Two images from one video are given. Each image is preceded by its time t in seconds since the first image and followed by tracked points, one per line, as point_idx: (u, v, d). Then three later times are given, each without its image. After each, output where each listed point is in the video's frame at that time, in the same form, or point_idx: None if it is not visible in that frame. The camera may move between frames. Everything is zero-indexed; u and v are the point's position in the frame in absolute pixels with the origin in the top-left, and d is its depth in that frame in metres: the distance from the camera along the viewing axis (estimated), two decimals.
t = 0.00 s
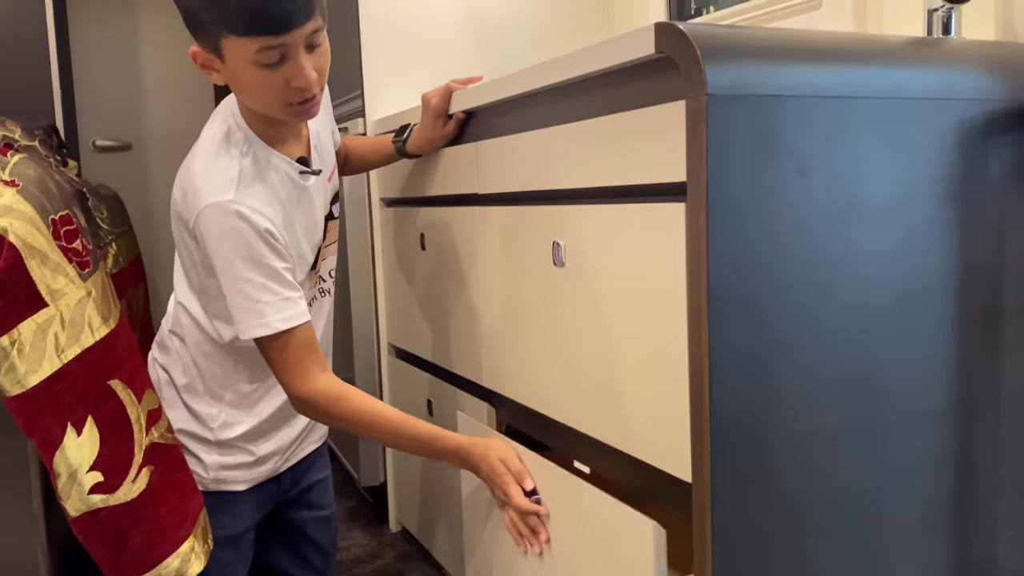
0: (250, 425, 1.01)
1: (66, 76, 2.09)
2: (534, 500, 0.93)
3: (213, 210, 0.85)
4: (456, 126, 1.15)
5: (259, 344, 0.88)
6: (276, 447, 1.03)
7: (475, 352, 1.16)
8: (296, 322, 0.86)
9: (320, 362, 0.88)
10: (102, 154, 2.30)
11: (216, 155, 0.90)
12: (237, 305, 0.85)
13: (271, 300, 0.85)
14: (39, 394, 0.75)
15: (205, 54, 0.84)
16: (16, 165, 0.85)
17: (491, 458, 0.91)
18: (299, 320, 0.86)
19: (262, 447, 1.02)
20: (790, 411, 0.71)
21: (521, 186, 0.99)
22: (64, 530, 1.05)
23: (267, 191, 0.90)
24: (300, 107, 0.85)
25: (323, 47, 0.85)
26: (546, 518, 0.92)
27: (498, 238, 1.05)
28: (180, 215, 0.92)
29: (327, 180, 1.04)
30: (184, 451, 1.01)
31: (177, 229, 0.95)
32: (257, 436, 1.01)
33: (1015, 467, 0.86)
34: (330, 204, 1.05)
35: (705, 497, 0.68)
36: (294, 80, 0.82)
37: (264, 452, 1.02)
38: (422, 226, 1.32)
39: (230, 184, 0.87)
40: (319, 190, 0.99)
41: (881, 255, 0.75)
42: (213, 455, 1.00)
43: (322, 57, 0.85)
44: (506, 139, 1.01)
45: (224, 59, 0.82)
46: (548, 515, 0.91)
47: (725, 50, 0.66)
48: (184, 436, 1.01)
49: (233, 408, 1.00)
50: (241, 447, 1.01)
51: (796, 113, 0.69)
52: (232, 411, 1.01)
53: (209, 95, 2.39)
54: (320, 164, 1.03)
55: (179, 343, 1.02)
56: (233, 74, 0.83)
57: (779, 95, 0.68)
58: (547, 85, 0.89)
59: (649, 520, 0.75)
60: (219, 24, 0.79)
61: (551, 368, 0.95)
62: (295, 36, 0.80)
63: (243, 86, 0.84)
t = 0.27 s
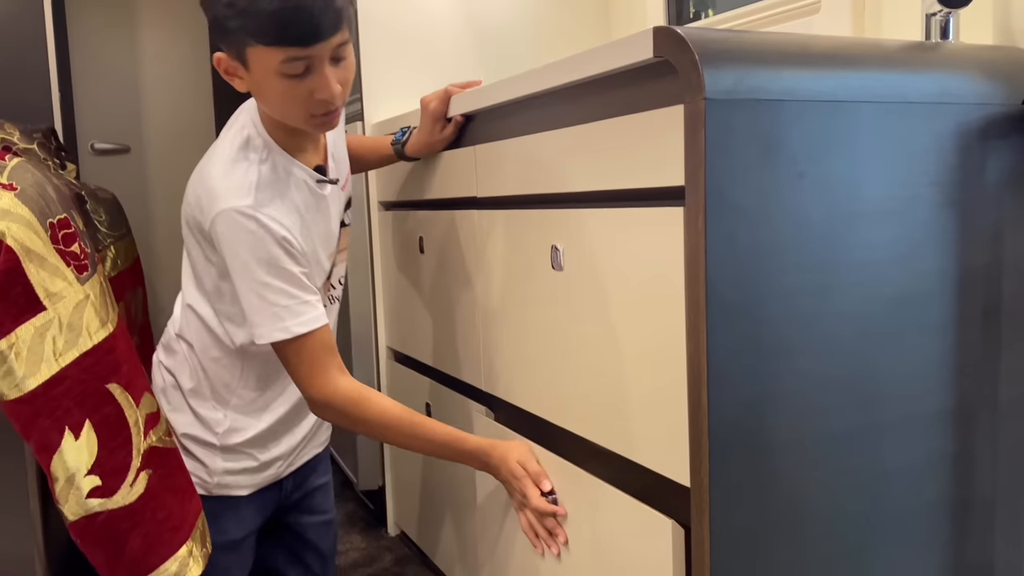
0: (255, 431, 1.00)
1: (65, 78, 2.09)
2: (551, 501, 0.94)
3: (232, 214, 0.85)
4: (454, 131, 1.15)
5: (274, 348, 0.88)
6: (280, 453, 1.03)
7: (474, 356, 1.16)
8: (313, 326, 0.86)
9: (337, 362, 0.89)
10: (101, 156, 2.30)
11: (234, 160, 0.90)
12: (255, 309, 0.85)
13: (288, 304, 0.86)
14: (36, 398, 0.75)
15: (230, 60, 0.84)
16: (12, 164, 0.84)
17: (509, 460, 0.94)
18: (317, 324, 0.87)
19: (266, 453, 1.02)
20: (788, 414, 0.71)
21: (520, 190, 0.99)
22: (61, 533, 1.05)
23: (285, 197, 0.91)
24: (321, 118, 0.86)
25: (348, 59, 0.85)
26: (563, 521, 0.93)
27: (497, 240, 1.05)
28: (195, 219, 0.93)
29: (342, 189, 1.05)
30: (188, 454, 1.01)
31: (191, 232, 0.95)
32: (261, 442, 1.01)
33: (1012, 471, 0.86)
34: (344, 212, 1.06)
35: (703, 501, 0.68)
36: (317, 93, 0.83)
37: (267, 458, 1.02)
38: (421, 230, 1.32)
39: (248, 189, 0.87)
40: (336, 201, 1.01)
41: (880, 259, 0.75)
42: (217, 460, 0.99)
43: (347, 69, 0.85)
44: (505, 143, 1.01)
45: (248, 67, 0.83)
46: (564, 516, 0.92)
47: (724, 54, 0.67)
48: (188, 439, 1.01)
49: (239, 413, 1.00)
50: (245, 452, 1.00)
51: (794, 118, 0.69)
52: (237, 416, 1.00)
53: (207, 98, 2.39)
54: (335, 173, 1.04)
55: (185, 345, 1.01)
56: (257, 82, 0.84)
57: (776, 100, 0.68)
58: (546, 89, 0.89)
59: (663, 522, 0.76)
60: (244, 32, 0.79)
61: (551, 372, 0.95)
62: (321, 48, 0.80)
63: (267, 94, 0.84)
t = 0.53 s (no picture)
0: (255, 437, 1.00)
1: (64, 82, 2.09)
2: (550, 504, 0.94)
3: (233, 228, 0.86)
4: (452, 135, 1.15)
5: (271, 361, 0.88)
6: (281, 457, 1.03)
7: (473, 360, 1.16)
8: (311, 340, 0.87)
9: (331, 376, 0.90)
10: (99, 160, 2.31)
11: (238, 171, 0.91)
12: (255, 323, 0.86)
13: (287, 318, 0.86)
14: (33, 402, 0.75)
15: (238, 74, 0.84)
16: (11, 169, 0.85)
17: (508, 460, 0.94)
18: (315, 339, 0.87)
19: (266, 458, 1.02)
20: (786, 419, 0.71)
21: (519, 194, 0.99)
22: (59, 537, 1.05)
23: (287, 211, 0.91)
24: (328, 133, 0.86)
25: (357, 74, 0.85)
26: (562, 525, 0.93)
27: (496, 245, 1.05)
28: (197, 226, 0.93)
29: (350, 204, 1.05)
30: (187, 457, 1.01)
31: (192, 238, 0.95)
32: (261, 447, 1.01)
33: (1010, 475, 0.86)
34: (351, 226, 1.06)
35: (701, 506, 0.68)
36: (326, 108, 0.83)
37: (268, 463, 1.02)
38: (420, 233, 1.32)
39: (251, 202, 0.88)
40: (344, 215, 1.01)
41: (878, 264, 0.75)
42: (217, 463, 0.99)
43: (356, 85, 0.86)
44: (504, 147, 1.01)
45: (257, 82, 0.83)
46: (563, 521, 0.92)
47: (722, 59, 0.67)
48: (188, 443, 1.00)
49: (240, 418, 1.00)
50: (246, 457, 1.00)
51: (792, 123, 0.69)
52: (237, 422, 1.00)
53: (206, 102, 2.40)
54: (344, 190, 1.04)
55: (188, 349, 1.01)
56: (265, 96, 0.84)
57: (774, 104, 0.68)
58: (545, 94, 0.89)
59: (661, 526, 0.76)
60: (253, 47, 0.79)
61: (550, 376, 0.95)
62: (330, 63, 0.80)
63: (275, 109, 0.84)
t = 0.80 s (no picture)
0: (266, 448, 1.00)
1: (60, 85, 2.10)
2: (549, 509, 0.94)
3: (261, 245, 0.85)
4: (449, 139, 1.15)
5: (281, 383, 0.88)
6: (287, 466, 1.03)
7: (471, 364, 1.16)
8: (324, 365, 0.88)
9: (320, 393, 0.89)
10: (97, 163, 2.31)
11: (271, 187, 0.90)
12: (275, 346, 0.85)
13: (304, 343, 0.86)
14: (30, 407, 0.75)
15: (286, 98, 0.84)
16: None
17: (506, 466, 0.95)
18: (327, 364, 0.88)
19: (273, 467, 1.02)
20: (783, 423, 0.71)
21: (517, 199, 0.99)
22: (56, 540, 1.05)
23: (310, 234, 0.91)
24: (372, 161, 0.87)
25: (403, 103, 0.86)
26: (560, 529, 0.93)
27: (495, 248, 1.06)
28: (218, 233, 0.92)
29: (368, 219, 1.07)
30: (193, 465, 1.01)
31: (211, 243, 0.94)
32: (270, 456, 1.01)
33: (1008, 478, 0.86)
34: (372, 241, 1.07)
35: (698, 510, 0.68)
36: (373, 136, 0.84)
37: (274, 472, 1.02)
38: (418, 237, 1.32)
39: (282, 220, 0.88)
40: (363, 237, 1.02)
41: (877, 269, 0.75)
42: (223, 473, 1.00)
43: (400, 113, 0.87)
44: (502, 151, 1.01)
45: (306, 107, 0.83)
46: (562, 525, 0.92)
47: (719, 64, 0.67)
48: (195, 451, 1.01)
49: (253, 428, 0.99)
50: (254, 467, 1.00)
51: (790, 129, 0.69)
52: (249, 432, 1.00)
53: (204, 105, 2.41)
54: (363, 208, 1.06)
55: (198, 358, 1.01)
56: (312, 122, 0.84)
57: (772, 109, 0.68)
58: (543, 98, 0.89)
59: (658, 530, 0.76)
60: (305, 73, 0.79)
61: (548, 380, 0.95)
62: (381, 93, 0.81)
63: (321, 135, 0.85)
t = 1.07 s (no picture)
0: (239, 453, 1.00)
1: (61, 93, 2.11)
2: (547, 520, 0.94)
3: (235, 255, 0.86)
4: (448, 150, 1.16)
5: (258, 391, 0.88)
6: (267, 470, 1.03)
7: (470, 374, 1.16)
8: (302, 377, 0.87)
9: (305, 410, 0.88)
10: (97, 170, 2.32)
11: (244, 196, 0.91)
12: (252, 355, 0.85)
13: (280, 351, 0.86)
14: (32, 419, 0.75)
15: (265, 100, 0.85)
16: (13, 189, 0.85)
17: (502, 484, 0.89)
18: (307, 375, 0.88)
19: (251, 473, 1.02)
20: (783, 436, 0.71)
21: (517, 210, 1.00)
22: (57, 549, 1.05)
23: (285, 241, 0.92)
24: (351, 165, 0.88)
25: (384, 110, 0.87)
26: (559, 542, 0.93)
27: (493, 259, 1.06)
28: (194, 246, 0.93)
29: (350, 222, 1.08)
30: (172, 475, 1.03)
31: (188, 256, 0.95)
32: (247, 462, 1.02)
33: (1006, 490, 0.86)
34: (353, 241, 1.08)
35: (698, 523, 0.68)
36: (351, 142, 0.85)
37: (252, 478, 1.03)
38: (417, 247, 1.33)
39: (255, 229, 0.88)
40: (341, 239, 1.02)
41: (874, 283, 0.75)
42: (202, 480, 1.00)
43: (381, 121, 0.87)
44: (501, 164, 1.01)
45: (285, 111, 0.83)
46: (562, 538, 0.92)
47: (718, 80, 0.68)
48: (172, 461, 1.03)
49: (226, 437, 1.00)
50: (230, 473, 1.01)
51: (788, 144, 0.70)
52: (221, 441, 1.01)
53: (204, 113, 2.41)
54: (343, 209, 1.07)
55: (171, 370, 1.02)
56: (290, 125, 0.85)
57: (770, 125, 0.69)
58: (542, 112, 0.90)
59: (658, 543, 0.76)
60: (287, 78, 0.80)
61: (548, 391, 0.96)
62: (361, 101, 0.82)
63: (299, 138, 0.85)
